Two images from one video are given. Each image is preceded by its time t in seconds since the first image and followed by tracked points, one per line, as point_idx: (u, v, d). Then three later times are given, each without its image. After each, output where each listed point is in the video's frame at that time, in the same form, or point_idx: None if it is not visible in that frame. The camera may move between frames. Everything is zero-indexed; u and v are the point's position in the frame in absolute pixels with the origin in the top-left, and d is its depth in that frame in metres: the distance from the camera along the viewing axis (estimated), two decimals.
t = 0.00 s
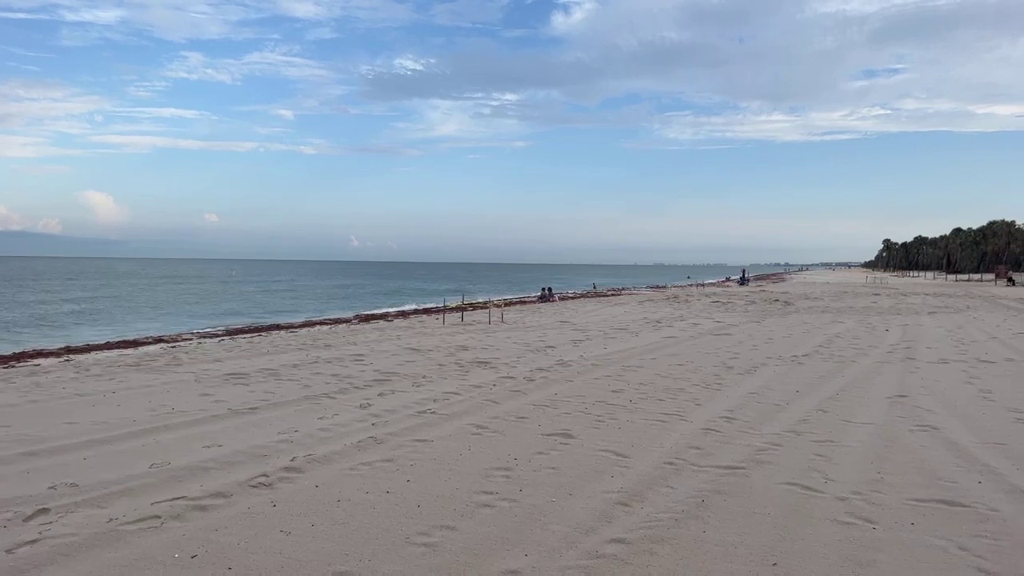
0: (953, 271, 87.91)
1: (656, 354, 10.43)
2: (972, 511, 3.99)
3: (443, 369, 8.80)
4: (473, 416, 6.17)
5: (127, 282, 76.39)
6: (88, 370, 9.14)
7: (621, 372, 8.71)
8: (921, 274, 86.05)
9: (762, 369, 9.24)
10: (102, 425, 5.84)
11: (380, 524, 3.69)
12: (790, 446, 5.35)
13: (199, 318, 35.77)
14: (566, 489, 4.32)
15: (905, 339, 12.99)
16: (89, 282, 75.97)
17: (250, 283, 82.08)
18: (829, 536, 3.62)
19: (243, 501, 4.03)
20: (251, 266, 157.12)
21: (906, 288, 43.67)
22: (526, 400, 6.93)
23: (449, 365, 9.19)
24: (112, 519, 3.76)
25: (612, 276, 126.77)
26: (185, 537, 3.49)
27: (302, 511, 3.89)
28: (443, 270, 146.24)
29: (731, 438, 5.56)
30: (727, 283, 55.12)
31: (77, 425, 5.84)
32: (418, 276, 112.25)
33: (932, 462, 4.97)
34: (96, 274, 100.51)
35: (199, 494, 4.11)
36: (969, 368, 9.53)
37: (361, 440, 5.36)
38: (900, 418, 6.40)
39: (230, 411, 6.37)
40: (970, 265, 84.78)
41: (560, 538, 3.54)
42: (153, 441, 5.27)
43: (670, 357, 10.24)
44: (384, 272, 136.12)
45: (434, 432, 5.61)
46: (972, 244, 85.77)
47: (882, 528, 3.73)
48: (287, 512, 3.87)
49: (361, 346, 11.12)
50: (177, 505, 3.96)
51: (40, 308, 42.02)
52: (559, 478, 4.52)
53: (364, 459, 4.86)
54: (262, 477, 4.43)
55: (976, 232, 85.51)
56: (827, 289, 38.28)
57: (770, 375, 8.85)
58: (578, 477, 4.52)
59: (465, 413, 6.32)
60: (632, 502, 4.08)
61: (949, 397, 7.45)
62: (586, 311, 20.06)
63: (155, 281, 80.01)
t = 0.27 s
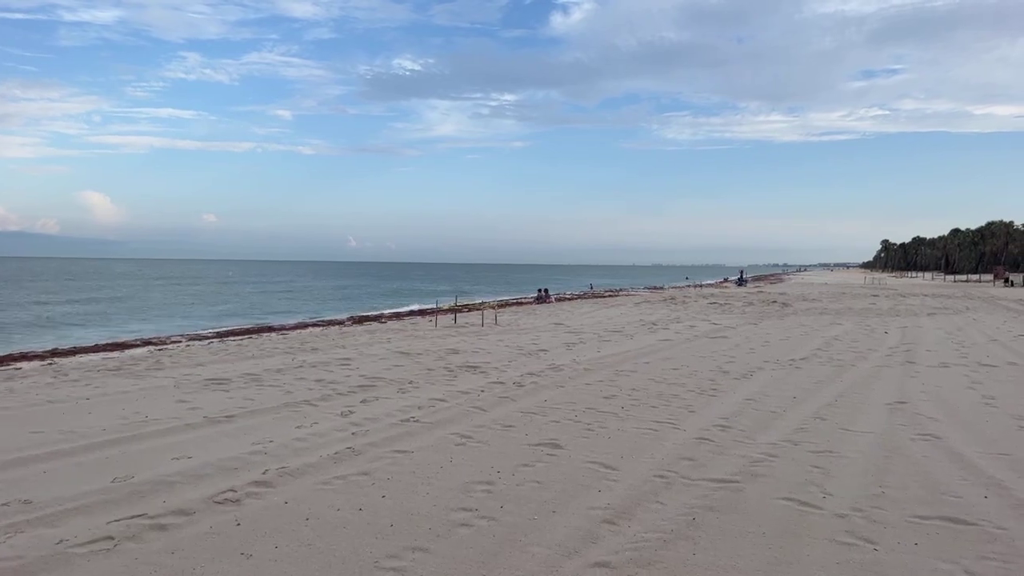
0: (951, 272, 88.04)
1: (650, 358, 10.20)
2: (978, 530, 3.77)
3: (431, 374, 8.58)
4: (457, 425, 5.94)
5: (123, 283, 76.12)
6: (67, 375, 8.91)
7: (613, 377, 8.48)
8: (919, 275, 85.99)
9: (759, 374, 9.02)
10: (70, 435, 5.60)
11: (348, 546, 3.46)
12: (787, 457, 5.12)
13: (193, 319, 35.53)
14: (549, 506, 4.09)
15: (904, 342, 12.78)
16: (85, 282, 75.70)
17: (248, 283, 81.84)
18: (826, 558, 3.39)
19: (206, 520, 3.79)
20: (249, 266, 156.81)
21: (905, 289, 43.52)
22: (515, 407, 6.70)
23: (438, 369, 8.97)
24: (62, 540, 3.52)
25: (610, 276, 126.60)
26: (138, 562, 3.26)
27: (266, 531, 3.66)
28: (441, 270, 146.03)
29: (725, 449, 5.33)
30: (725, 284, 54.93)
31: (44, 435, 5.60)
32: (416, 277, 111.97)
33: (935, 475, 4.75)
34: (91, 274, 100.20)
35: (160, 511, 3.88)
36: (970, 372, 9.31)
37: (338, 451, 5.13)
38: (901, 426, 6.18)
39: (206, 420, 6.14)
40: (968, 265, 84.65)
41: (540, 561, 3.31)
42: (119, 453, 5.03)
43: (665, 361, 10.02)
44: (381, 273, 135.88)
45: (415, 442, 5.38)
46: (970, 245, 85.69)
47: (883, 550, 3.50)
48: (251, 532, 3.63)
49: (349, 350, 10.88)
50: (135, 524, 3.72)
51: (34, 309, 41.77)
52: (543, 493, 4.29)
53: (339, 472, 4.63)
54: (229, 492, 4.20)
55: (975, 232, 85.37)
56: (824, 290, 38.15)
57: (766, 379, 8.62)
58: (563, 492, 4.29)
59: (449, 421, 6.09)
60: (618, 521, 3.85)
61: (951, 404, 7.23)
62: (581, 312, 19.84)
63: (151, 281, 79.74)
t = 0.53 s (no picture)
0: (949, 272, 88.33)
1: (646, 359, 9.96)
2: (992, 544, 3.53)
3: (421, 376, 8.33)
4: (443, 429, 5.69)
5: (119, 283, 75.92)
6: (45, 376, 8.66)
7: (608, 379, 8.24)
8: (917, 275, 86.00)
9: (757, 375, 8.78)
10: (37, 440, 5.36)
11: (317, 563, 3.22)
12: (787, 463, 4.88)
13: (187, 319, 35.24)
14: (535, 517, 3.85)
15: (904, 343, 12.55)
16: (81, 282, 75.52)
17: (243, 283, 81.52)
18: None
19: (167, 534, 3.54)
20: (245, 267, 156.41)
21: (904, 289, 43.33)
22: (504, 410, 6.46)
23: (428, 370, 8.72)
24: (10, 557, 3.27)
25: (608, 276, 126.37)
26: None
27: (232, 546, 3.41)
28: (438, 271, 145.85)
29: (723, 454, 5.09)
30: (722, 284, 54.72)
31: (10, 440, 5.35)
32: (413, 277, 111.72)
33: (943, 483, 4.51)
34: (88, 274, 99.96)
35: (119, 524, 3.63)
36: (973, 374, 9.08)
37: (317, 458, 4.88)
38: (905, 430, 5.95)
39: (182, 423, 5.89)
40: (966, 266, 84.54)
41: None
42: (85, 459, 4.78)
43: (661, 361, 9.77)
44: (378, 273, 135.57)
45: (397, 448, 5.14)
46: (967, 245, 85.68)
47: (891, 566, 3.26)
48: (214, 547, 3.39)
49: (338, 350, 10.63)
50: (90, 538, 3.48)
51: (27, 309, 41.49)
52: (530, 503, 4.05)
53: (315, 481, 4.38)
54: (196, 502, 3.95)
55: (972, 233, 85.25)
56: (822, 290, 38.00)
57: (765, 381, 8.38)
58: (551, 502, 4.05)
59: (436, 425, 5.84)
60: (608, 534, 3.61)
61: (956, 407, 6.99)
62: (577, 312, 19.61)
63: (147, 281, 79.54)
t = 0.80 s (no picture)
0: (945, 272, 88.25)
1: (640, 363, 9.70)
2: (1005, 569, 3.28)
3: (406, 381, 8.06)
4: (424, 440, 5.43)
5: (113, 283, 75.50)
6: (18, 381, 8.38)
7: (600, 384, 7.98)
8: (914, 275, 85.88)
9: (754, 380, 8.53)
10: None
11: None
12: (785, 477, 4.62)
13: (180, 320, 34.97)
14: (515, 538, 3.59)
15: (904, 345, 12.32)
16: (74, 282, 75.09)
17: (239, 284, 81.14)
18: None
19: (115, 559, 3.28)
20: (242, 267, 156.01)
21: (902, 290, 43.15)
22: (491, 419, 6.19)
23: (414, 375, 8.46)
24: None
25: (605, 276, 126.14)
26: None
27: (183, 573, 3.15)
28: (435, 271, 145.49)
29: (717, 467, 4.84)
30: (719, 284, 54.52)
31: None
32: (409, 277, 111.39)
33: (950, 499, 4.26)
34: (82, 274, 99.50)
35: (65, 549, 3.37)
36: (976, 379, 8.83)
37: (288, 473, 4.62)
38: (907, 440, 5.69)
39: (151, 433, 5.62)
40: (963, 266, 84.45)
41: None
42: (42, 475, 4.52)
43: (656, 365, 9.52)
44: (375, 273, 135.21)
45: (374, 461, 4.88)
46: (964, 245, 85.59)
47: None
48: None
49: (325, 354, 10.35)
50: (32, 564, 3.21)
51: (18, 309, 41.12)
52: (510, 523, 3.79)
53: (283, 498, 4.11)
54: (152, 524, 3.69)
55: (969, 233, 85.15)
56: (819, 290, 37.80)
57: (762, 387, 8.12)
58: (533, 522, 3.79)
59: (417, 436, 5.58)
60: (591, 558, 3.35)
61: (959, 414, 6.75)
62: (572, 314, 19.38)
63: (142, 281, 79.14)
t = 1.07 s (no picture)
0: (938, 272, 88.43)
1: (629, 364, 9.47)
2: None
3: (387, 384, 7.83)
4: (399, 447, 5.20)
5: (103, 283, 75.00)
6: None
7: (586, 387, 7.76)
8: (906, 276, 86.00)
9: (745, 382, 8.32)
10: None
11: None
12: (774, 486, 4.40)
13: (169, 321, 34.58)
14: (486, 554, 3.36)
15: (897, 346, 12.14)
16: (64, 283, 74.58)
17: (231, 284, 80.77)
18: None
19: None
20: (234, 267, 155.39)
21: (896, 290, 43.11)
22: (471, 424, 5.97)
23: (396, 378, 8.22)
24: None
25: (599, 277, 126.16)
26: None
27: None
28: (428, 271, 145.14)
29: (703, 475, 4.62)
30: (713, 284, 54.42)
31: None
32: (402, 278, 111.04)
33: (947, 510, 4.04)
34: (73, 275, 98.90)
35: None
36: (971, 380, 8.63)
37: (251, 482, 4.37)
38: (902, 445, 5.48)
39: (113, 440, 5.37)
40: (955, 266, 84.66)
41: None
42: None
43: (645, 367, 9.31)
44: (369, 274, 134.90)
45: (344, 470, 4.64)
46: (956, 245, 85.73)
47: None
48: None
49: (306, 356, 10.09)
50: None
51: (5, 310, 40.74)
52: (481, 537, 3.56)
53: (242, 510, 3.88)
54: (97, 540, 3.45)
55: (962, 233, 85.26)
56: (812, 291, 37.69)
57: (753, 389, 7.91)
58: (506, 537, 3.57)
59: (392, 442, 5.34)
60: None
61: (955, 417, 6.55)
62: (562, 314, 19.18)
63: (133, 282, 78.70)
